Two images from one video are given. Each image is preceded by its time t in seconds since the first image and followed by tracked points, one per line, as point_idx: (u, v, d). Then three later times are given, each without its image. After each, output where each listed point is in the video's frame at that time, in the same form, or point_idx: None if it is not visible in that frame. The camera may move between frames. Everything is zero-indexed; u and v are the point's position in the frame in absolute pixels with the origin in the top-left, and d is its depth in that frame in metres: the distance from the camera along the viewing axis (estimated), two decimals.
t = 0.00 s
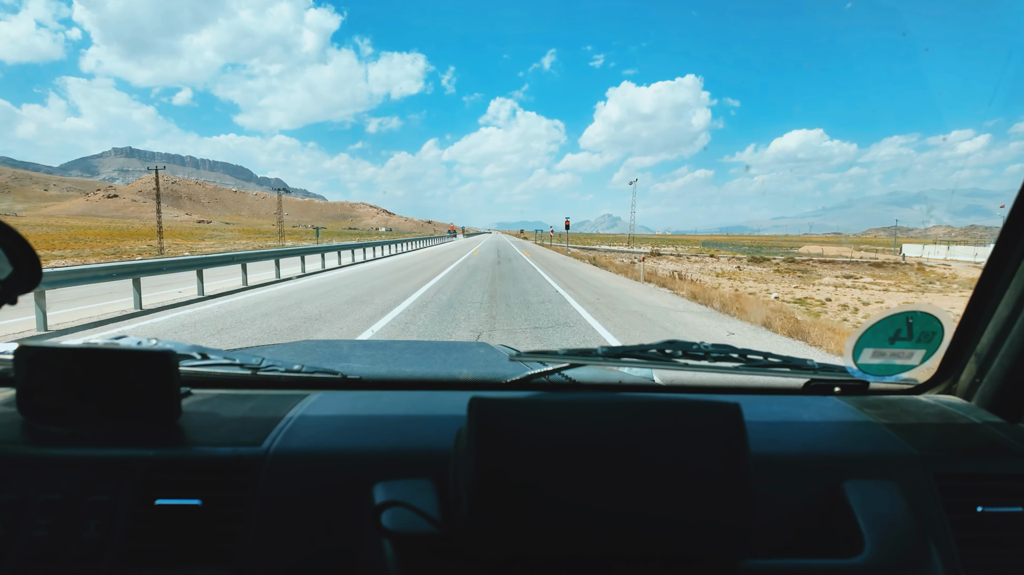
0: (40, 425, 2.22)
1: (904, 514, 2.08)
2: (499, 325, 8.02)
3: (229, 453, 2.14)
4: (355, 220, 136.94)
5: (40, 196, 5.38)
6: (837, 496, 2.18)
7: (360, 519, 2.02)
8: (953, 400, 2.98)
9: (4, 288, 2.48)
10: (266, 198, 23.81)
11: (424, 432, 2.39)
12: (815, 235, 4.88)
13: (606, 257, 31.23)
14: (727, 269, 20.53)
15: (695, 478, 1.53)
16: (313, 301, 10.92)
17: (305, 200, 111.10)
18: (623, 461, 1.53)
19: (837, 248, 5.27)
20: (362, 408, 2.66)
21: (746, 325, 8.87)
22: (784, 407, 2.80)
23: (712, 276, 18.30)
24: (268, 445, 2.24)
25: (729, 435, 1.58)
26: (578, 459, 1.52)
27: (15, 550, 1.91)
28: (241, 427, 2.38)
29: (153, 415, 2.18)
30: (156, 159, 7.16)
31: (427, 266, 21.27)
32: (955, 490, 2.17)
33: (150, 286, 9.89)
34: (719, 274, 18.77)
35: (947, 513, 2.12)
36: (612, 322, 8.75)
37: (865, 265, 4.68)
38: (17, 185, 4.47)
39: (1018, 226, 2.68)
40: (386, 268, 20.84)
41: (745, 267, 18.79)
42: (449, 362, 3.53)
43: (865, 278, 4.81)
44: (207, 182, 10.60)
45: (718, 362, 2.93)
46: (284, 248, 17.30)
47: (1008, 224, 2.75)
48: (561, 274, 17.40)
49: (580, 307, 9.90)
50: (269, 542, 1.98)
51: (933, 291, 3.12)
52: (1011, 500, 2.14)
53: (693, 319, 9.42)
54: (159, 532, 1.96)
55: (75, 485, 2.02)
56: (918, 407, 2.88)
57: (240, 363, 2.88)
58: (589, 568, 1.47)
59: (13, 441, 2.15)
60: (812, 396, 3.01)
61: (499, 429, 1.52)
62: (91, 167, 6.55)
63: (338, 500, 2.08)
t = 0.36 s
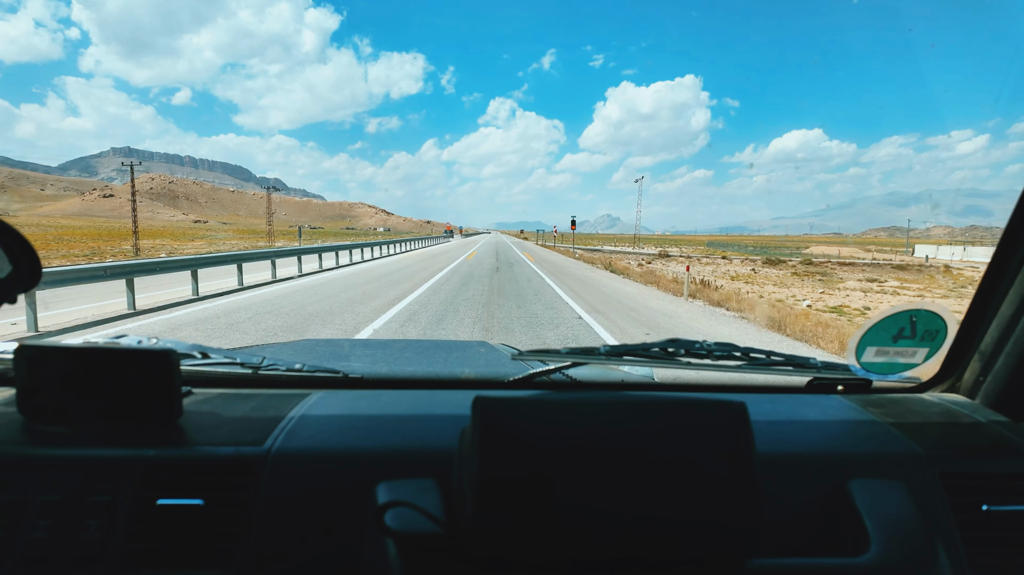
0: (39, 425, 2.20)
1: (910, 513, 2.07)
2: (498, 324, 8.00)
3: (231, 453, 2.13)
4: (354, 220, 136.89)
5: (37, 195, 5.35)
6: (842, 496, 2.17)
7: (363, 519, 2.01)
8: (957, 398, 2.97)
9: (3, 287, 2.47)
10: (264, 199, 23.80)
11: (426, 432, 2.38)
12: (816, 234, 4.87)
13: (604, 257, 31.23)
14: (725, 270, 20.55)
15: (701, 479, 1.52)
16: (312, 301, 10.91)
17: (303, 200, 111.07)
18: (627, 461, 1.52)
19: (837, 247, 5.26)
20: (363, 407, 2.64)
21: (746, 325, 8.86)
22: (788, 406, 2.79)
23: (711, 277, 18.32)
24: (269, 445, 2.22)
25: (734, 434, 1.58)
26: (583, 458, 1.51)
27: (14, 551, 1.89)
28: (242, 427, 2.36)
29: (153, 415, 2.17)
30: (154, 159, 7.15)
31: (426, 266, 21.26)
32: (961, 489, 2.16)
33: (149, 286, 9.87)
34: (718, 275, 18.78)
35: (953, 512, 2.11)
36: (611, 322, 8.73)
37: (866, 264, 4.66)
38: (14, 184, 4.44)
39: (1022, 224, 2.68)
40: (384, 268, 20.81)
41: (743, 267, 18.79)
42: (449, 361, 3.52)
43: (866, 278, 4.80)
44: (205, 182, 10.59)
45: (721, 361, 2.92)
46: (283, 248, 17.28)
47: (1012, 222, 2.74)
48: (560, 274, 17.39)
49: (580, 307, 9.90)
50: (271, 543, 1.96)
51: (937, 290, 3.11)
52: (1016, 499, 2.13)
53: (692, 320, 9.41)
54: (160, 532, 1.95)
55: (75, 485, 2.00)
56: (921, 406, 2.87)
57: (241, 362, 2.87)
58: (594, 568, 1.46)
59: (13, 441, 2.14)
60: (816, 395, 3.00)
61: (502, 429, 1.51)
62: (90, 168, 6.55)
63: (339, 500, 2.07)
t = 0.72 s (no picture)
0: (34, 426, 2.18)
1: (912, 511, 2.05)
2: (496, 325, 7.99)
3: (227, 454, 2.11)
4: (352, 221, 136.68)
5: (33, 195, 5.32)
6: (843, 495, 2.16)
7: (361, 519, 1.99)
8: (957, 397, 2.96)
9: None
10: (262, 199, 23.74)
11: (425, 431, 2.37)
12: (815, 234, 4.86)
13: (601, 259, 31.20)
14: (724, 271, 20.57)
15: (703, 479, 1.51)
16: (310, 301, 10.89)
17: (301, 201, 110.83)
18: (629, 461, 1.50)
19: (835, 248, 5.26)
20: (361, 407, 2.63)
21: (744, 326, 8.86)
22: (788, 406, 2.78)
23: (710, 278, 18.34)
24: (266, 445, 2.20)
25: (735, 434, 1.56)
26: (583, 459, 1.49)
27: (8, 553, 1.87)
28: (239, 427, 2.34)
29: (148, 415, 2.15)
30: (152, 159, 7.13)
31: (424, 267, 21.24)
32: (963, 488, 2.15)
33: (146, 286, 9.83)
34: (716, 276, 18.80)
35: (955, 511, 2.10)
36: (609, 323, 8.72)
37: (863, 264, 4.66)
38: (8, 183, 4.40)
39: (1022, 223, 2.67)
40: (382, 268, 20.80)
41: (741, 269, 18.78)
42: (448, 360, 3.51)
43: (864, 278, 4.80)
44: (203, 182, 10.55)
45: (721, 360, 2.91)
46: (281, 248, 17.24)
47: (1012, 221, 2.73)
48: (558, 275, 17.38)
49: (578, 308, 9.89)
50: (268, 544, 1.95)
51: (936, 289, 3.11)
52: (1018, 498, 2.13)
53: (691, 320, 9.41)
54: (156, 534, 1.93)
55: (69, 487, 1.98)
56: (922, 404, 2.86)
57: (238, 362, 2.84)
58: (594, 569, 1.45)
59: (7, 442, 2.11)
60: (816, 394, 2.99)
61: (502, 428, 1.50)
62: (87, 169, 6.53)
63: (337, 501, 2.05)
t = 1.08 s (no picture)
0: (35, 422, 2.17)
1: (917, 507, 2.05)
2: (496, 324, 7.99)
3: (230, 449, 2.10)
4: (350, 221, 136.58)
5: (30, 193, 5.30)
6: (848, 490, 2.15)
7: (366, 514, 1.99)
8: (960, 393, 2.97)
9: None
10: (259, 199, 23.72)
11: (429, 427, 2.36)
12: (815, 234, 4.87)
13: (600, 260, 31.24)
14: (722, 272, 20.61)
15: (710, 474, 1.50)
16: (309, 301, 10.88)
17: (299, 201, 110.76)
18: (635, 456, 1.49)
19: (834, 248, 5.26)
20: (363, 403, 2.62)
21: (743, 326, 8.87)
22: (791, 401, 2.77)
23: (708, 279, 18.38)
24: (269, 441, 2.20)
25: (742, 429, 1.56)
26: (591, 454, 1.49)
27: (9, 549, 1.86)
28: (241, 423, 2.33)
29: (150, 411, 2.13)
30: (148, 159, 7.13)
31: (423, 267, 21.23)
32: (968, 483, 2.15)
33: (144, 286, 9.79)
34: (714, 277, 18.83)
35: (960, 506, 2.10)
36: (608, 322, 8.72)
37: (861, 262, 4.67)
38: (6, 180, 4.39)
39: None
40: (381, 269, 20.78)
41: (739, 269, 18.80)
42: (449, 357, 3.50)
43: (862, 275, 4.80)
44: (200, 181, 10.53)
45: (723, 356, 2.90)
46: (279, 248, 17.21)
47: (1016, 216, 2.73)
48: (555, 275, 17.37)
49: (577, 308, 9.90)
50: (272, 540, 1.94)
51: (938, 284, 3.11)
52: None
53: (690, 321, 9.42)
54: (158, 530, 1.92)
55: (71, 482, 1.97)
56: (925, 400, 2.86)
57: (239, 358, 2.78)
58: (602, 564, 1.44)
59: (7, 438, 2.10)
60: (819, 390, 2.99)
61: (508, 423, 1.49)
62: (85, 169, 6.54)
63: (341, 497, 2.04)
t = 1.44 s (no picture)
0: (31, 427, 2.15)
1: (921, 510, 2.04)
2: (494, 326, 7.98)
3: (228, 454, 2.09)
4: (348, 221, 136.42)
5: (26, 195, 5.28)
6: (851, 493, 2.14)
7: (366, 519, 1.97)
8: (961, 395, 2.96)
9: None
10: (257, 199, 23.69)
11: (429, 431, 2.34)
12: (815, 236, 4.86)
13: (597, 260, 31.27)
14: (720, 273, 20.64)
15: (714, 479, 1.49)
16: (307, 302, 10.86)
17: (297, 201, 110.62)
18: (638, 460, 1.48)
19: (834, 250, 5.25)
20: (363, 407, 2.60)
21: (742, 328, 8.88)
22: (793, 404, 2.77)
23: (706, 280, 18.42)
24: (268, 445, 2.18)
25: (745, 433, 1.54)
26: (593, 457, 1.47)
27: (4, 555, 1.84)
28: (239, 427, 2.32)
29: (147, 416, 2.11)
30: (145, 160, 7.12)
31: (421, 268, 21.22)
32: (971, 486, 2.14)
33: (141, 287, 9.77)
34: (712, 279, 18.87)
35: (963, 509, 2.09)
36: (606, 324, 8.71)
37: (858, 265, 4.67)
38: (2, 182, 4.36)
39: None
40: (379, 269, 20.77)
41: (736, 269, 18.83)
42: (449, 360, 3.49)
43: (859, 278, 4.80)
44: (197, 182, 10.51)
45: (724, 359, 2.89)
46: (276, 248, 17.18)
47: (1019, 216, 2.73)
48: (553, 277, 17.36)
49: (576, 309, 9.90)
50: (270, 545, 1.92)
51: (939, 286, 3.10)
52: None
53: (688, 322, 9.42)
54: (156, 535, 1.90)
55: (68, 487, 1.95)
56: (926, 402, 2.85)
57: (236, 362, 2.81)
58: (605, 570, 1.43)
59: (3, 443, 2.08)
60: (820, 393, 2.98)
61: (510, 426, 1.48)
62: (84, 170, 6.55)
63: (341, 502, 2.02)
